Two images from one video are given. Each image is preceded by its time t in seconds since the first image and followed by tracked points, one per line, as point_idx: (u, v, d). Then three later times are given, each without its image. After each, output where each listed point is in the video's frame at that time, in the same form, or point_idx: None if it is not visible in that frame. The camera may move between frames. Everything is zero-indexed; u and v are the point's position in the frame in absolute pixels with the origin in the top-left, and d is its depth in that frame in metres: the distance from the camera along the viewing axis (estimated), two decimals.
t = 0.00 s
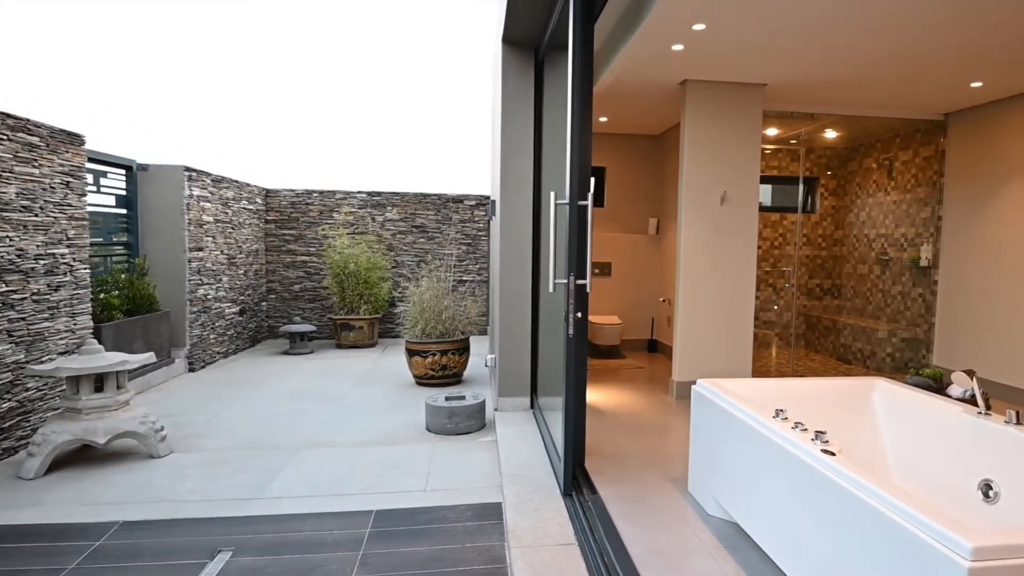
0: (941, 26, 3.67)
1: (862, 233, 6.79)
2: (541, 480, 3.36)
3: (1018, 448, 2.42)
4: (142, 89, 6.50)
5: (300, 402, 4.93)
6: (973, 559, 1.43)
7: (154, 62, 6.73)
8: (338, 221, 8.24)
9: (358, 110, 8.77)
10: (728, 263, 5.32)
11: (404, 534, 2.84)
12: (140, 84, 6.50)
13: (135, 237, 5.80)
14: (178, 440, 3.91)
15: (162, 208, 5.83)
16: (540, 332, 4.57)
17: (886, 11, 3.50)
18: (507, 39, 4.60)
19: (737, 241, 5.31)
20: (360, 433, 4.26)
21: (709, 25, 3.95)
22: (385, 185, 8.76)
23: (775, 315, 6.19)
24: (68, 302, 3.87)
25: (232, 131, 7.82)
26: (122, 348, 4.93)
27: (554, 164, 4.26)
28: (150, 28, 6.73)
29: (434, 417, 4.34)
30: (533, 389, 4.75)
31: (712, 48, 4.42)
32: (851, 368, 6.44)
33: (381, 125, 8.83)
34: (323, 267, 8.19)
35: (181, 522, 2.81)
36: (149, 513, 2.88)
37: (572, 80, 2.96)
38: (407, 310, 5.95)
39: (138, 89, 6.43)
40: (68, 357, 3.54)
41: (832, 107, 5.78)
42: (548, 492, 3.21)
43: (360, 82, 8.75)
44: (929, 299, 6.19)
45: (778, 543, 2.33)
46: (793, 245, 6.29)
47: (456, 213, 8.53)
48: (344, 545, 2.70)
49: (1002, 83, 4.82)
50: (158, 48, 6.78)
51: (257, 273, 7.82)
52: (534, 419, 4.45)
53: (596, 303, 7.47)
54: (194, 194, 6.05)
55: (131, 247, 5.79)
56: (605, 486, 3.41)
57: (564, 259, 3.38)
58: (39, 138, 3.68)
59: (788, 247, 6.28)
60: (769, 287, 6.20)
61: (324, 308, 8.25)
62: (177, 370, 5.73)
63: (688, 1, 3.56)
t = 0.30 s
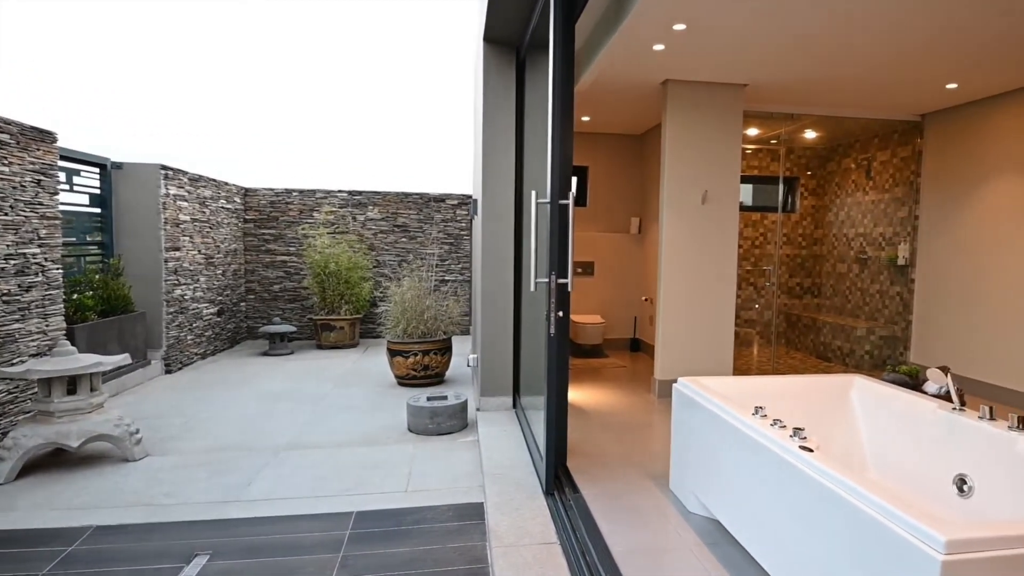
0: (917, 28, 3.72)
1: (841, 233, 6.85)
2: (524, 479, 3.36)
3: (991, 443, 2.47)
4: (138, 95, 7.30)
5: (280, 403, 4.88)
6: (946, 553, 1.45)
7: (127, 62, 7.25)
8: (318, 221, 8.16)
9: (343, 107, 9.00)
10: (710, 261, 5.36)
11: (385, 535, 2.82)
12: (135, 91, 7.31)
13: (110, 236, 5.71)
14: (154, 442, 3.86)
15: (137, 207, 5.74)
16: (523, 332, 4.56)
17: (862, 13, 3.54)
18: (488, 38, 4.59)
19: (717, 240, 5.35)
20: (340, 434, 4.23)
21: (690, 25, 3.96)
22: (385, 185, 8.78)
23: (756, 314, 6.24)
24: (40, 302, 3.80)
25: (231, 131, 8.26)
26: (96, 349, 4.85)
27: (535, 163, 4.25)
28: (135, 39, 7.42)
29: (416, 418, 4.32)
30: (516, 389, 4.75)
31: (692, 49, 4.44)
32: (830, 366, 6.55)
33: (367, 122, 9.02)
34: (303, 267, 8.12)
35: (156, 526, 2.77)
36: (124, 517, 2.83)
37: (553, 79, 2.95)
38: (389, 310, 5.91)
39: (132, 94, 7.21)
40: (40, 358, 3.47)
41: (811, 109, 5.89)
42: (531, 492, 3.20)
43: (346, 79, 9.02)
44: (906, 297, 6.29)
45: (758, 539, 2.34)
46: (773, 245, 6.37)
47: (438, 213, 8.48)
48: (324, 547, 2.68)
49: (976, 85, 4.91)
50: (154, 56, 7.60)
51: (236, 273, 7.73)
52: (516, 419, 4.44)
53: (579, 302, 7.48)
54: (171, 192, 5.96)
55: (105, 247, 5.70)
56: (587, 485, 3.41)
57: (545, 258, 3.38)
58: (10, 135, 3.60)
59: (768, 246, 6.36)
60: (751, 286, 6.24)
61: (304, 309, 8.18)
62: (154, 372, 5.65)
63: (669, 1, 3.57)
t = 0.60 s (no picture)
0: (886, 30, 3.79)
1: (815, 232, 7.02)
2: (502, 479, 3.35)
3: (960, 437, 2.51)
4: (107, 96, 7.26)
5: (254, 405, 4.82)
6: (914, 544, 1.47)
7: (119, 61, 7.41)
8: (293, 220, 8.07)
9: (324, 110, 9.00)
10: (686, 258, 5.40)
11: (361, 537, 2.79)
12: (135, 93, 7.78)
13: (77, 236, 5.57)
14: (124, 446, 3.78)
15: (106, 206, 5.63)
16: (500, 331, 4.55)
17: (833, 15, 3.60)
18: (465, 37, 4.57)
19: (693, 239, 5.39)
20: (316, 435, 4.18)
21: (666, 25, 3.98)
22: (385, 185, 8.74)
23: (733, 312, 6.29)
24: (3, 303, 3.71)
25: (232, 131, 8.44)
26: (62, 351, 4.75)
27: (512, 161, 4.24)
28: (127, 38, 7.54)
29: (393, 418, 4.29)
30: (494, 388, 4.74)
31: (668, 49, 4.47)
32: (805, 363, 6.64)
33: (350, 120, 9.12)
34: (278, 267, 8.03)
35: (125, 531, 2.71)
36: (91, 522, 2.77)
37: (528, 77, 2.94)
38: (366, 310, 5.86)
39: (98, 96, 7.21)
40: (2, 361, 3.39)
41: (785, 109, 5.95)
42: (509, 492, 3.19)
43: (330, 81, 9.06)
44: (880, 295, 6.37)
45: (734, 534, 2.36)
46: (749, 244, 6.41)
47: (415, 212, 8.44)
48: (298, 550, 2.64)
49: (946, 87, 5.02)
50: (155, 62, 8.09)
51: (209, 273, 7.62)
52: (495, 419, 4.43)
53: (558, 302, 7.48)
54: (140, 191, 5.85)
55: (72, 247, 5.56)
56: (565, 483, 3.42)
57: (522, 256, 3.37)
58: None
59: (744, 245, 6.38)
60: (728, 285, 6.33)
61: (279, 309, 8.09)
62: (124, 374, 5.54)
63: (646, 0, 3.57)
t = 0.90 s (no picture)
0: (861, 32, 3.84)
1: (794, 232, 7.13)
2: (482, 479, 3.33)
3: (932, 433, 2.55)
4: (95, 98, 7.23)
5: (230, 406, 4.75)
6: (887, 539, 1.48)
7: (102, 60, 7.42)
8: (271, 219, 7.99)
9: (311, 111, 9.01)
10: (665, 257, 5.43)
11: (340, 539, 2.76)
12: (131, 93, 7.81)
13: (47, 236, 5.44)
14: (96, 450, 3.71)
15: (77, 205, 5.52)
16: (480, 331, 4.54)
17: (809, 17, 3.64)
18: (444, 36, 4.54)
19: (671, 238, 5.42)
20: (294, 437, 4.14)
21: (645, 26, 3.99)
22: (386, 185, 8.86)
23: (713, 312, 6.32)
24: None
25: (234, 132, 8.55)
26: (31, 353, 4.66)
27: (492, 160, 4.22)
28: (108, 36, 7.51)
29: (372, 419, 4.26)
30: (474, 389, 4.72)
31: (647, 50, 4.49)
32: (783, 362, 6.70)
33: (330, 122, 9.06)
34: (254, 267, 7.93)
35: (96, 536, 2.66)
36: (61, 527, 2.71)
37: (507, 76, 2.92)
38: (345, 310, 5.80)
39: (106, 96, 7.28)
40: None
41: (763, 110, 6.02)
42: (489, 492, 3.18)
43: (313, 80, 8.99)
44: (855, 295, 6.44)
45: (712, 532, 2.37)
46: (729, 245, 6.46)
47: (394, 212, 8.40)
48: (275, 553, 2.61)
49: (921, 90, 5.11)
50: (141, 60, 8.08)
51: (183, 274, 7.50)
52: (474, 419, 4.42)
53: (540, 302, 7.49)
54: (113, 189, 5.74)
55: (41, 247, 5.42)
56: (545, 482, 3.42)
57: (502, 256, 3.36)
58: None
59: (724, 245, 6.43)
60: (707, 284, 6.32)
61: (255, 310, 8.00)
62: (96, 377, 5.44)
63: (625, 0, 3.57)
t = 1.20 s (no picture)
0: (835, 34, 3.89)
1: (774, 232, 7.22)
2: (462, 480, 3.32)
3: (905, 429, 2.58)
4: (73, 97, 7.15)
5: (207, 409, 4.69)
6: (859, 534, 1.50)
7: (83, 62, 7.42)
8: (247, 219, 7.89)
9: (298, 114, 9.17)
10: (644, 256, 5.45)
11: (317, 542, 2.73)
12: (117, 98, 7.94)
13: (15, 235, 5.33)
14: (67, 454, 3.64)
15: (46, 204, 5.41)
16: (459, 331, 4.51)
17: (785, 18, 3.68)
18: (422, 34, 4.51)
19: (649, 237, 5.46)
20: (271, 439, 4.09)
21: (624, 26, 4.01)
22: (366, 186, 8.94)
23: (694, 310, 6.33)
24: None
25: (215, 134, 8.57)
26: None
27: (471, 160, 4.20)
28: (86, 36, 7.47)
29: (351, 421, 4.23)
30: (454, 389, 4.71)
31: (626, 50, 4.52)
32: (762, 359, 6.74)
33: (314, 123, 9.16)
34: (231, 268, 7.84)
35: (67, 542, 2.60)
36: (30, 534, 2.65)
37: (485, 75, 2.90)
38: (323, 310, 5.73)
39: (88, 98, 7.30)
40: None
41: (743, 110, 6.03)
42: (469, 493, 3.17)
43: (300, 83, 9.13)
44: (833, 293, 6.54)
45: (690, 529, 2.39)
46: (708, 244, 6.54)
47: (374, 211, 8.34)
48: (251, 556, 2.58)
49: (894, 92, 5.20)
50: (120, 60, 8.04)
51: (158, 274, 7.39)
52: (454, 419, 4.40)
53: (521, 301, 7.51)
54: (84, 188, 5.63)
55: (9, 246, 5.29)
56: (525, 482, 3.41)
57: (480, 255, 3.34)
58: None
59: (703, 245, 6.51)
60: (688, 283, 6.34)
61: (232, 311, 7.90)
62: (67, 379, 5.33)
63: None
